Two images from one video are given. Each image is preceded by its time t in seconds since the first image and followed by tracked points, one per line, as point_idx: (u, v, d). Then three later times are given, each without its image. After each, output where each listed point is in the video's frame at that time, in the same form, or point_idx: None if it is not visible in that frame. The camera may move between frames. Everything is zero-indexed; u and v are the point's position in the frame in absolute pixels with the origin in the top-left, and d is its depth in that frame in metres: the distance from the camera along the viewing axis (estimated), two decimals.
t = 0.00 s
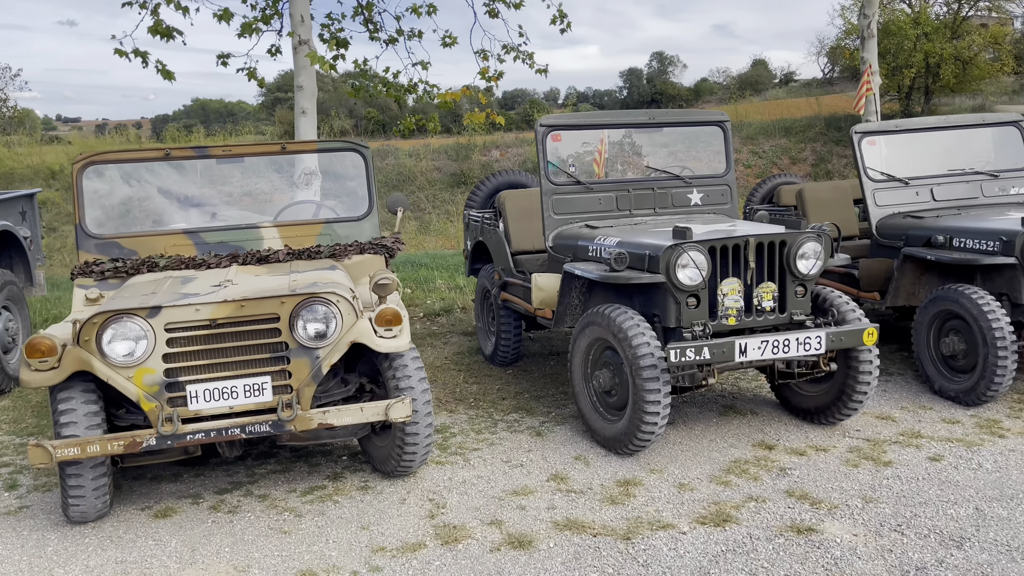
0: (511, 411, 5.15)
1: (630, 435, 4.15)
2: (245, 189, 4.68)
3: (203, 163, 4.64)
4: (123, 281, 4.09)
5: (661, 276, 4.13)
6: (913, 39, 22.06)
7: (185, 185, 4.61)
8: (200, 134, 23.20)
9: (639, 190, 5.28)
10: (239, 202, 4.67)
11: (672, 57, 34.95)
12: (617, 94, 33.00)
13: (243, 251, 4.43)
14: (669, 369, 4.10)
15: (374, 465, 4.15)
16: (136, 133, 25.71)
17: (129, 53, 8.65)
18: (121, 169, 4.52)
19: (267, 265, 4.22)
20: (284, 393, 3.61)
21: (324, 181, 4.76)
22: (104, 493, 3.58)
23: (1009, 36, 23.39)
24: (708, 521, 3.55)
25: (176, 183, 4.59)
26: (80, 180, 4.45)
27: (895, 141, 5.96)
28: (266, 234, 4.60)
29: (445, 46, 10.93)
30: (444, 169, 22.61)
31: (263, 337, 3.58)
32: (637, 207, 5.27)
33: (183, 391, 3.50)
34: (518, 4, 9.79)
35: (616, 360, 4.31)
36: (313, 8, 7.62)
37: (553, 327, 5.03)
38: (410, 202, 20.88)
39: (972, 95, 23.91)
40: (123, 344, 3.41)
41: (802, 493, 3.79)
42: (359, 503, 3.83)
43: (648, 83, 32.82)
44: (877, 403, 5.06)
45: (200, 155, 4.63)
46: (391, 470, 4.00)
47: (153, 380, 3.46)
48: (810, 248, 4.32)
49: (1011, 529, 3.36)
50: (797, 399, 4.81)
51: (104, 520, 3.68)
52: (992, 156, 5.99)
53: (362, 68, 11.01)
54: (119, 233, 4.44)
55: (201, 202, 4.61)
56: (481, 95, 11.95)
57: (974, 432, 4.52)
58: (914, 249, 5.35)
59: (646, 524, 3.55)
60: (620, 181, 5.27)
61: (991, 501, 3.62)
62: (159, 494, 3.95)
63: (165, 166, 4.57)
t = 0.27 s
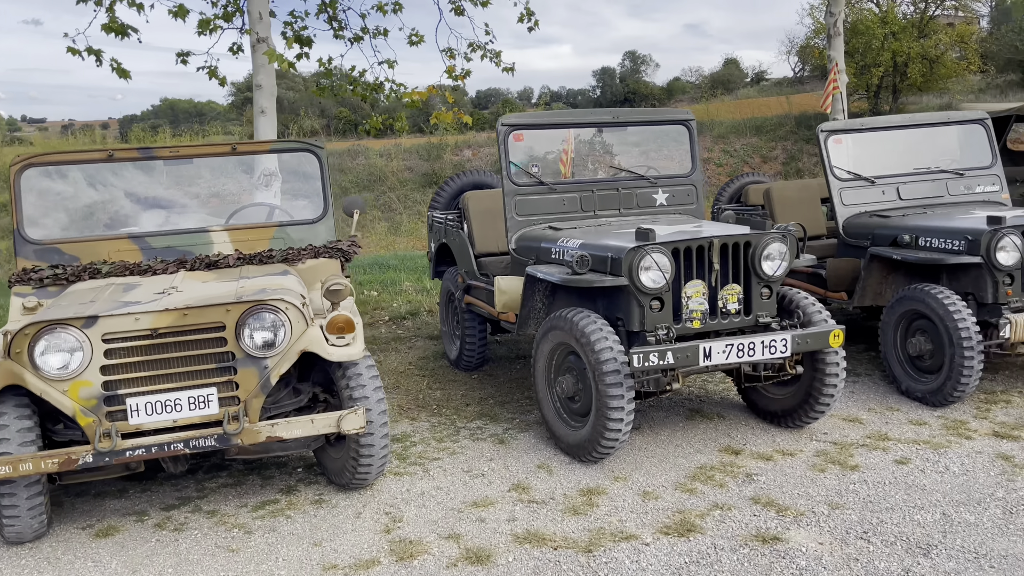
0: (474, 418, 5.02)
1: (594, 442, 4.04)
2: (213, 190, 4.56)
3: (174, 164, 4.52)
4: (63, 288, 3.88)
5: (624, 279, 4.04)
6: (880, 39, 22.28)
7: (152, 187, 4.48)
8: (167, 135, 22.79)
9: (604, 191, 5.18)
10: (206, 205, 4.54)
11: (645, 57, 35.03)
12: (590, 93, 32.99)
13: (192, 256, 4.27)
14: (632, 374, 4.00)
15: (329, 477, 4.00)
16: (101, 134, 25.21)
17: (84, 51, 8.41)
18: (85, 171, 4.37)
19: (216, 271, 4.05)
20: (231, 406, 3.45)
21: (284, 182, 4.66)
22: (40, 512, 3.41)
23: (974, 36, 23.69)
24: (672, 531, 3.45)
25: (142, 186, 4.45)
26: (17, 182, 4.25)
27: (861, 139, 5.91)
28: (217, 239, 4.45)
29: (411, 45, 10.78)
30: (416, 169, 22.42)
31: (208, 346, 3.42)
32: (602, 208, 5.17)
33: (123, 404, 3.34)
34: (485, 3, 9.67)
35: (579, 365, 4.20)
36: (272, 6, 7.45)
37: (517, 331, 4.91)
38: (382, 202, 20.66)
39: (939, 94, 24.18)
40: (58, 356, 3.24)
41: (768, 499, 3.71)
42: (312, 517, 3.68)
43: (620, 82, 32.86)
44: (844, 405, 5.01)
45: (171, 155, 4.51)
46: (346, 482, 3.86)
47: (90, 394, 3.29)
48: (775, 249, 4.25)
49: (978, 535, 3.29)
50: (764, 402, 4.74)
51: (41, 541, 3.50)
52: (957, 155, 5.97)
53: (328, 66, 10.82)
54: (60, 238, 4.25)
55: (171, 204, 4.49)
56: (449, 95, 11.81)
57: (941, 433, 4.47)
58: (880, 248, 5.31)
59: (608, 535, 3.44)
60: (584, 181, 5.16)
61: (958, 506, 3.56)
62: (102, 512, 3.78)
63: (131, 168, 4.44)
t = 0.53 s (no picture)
0: (435, 425, 4.91)
1: (554, 450, 3.95)
2: (181, 193, 4.44)
3: (144, 164, 4.42)
4: None
5: (583, 282, 3.95)
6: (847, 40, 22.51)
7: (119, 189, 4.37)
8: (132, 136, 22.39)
9: (566, 193, 5.09)
10: (173, 207, 4.43)
11: (617, 58, 35.10)
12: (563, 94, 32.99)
13: (136, 262, 4.12)
14: (593, 380, 3.91)
15: (280, 490, 3.87)
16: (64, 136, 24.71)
17: (37, 50, 8.19)
18: (49, 176, 4.27)
19: (162, 276, 3.90)
20: (173, 418, 3.31)
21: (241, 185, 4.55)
22: None
23: (938, 37, 24.01)
24: (632, 541, 3.37)
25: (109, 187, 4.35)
26: None
27: (825, 139, 5.89)
28: (163, 243, 4.31)
29: (377, 44, 10.65)
30: (387, 170, 22.23)
31: (148, 357, 3.27)
32: (564, 210, 5.08)
33: (57, 419, 3.18)
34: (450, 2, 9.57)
35: (539, 371, 4.10)
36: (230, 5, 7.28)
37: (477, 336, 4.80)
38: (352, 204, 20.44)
39: (905, 95, 24.48)
40: None
41: (730, 506, 3.64)
42: (261, 532, 3.54)
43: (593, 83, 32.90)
44: (809, 407, 4.97)
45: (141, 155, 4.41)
46: (297, 495, 3.73)
47: (22, 408, 3.13)
48: (737, 251, 4.19)
49: (940, 540, 3.24)
50: (728, 406, 4.68)
51: None
52: (920, 155, 5.97)
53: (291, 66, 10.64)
54: None
55: (138, 207, 4.38)
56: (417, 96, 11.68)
57: (904, 436, 4.44)
58: (844, 249, 5.28)
59: (567, 547, 3.35)
60: (545, 183, 5.06)
61: (920, 511, 3.51)
62: (40, 530, 3.61)
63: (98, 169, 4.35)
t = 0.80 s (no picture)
0: (388, 434, 4.77)
1: (506, 460, 3.84)
2: (144, 195, 4.32)
3: (108, 164, 4.31)
4: None
5: (535, 287, 3.84)
6: (813, 43, 22.72)
7: (83, 190, 4.26)
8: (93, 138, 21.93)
9: (522, 195, 4.98)
10: (137, 210, 4.31)
11: (587, 60, 35.15)
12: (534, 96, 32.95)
13: (67, 268, 3.95)
14: (545, 388, 3.80)
15: (221, 505, 3.71)
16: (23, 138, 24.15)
17: None
18: None
19: (96, 283, 3.73)
20: (100, 433, 3.15)
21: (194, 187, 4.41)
22: None
23: (902, 41, 24.34)
24: (583, 554, 3.26)
25: (73, 188, 4.23)
26: None
27: (785, 141, 5.85)
28: (98, 248, 4.15)
29: (339, 45, 10.48)
30: (356, 173, 22.00)
31: (73, 368, 3.11)
32: (520, 212, 4.96)
33: None
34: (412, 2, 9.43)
35: (491, 378, 3.99)
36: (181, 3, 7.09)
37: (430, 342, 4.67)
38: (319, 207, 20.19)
39: (871, 97, 24.75)
40: None
41: (685, 516, 3.55)
42: (197, 551, 3.39)
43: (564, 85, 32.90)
44: (768, 412, 4.91)
45: (106, 155, 4.28)
46: (237, 511, 3.58)
47: None
48: (692, 254, 4.11)
49: (895, 549, 3.18)
50: (686, 411, 4.60)
51: None
52: (879, 157, 5.95)
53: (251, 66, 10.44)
54: None
55: (103, 209, 4.27)
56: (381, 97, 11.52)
57: (862, 441, 4.39)
58: (803, 251, 5.24)
59: (516, 562, 3.23)
60: (501, 185, 4.95)
61: (876, 518, 3.45)
62: None
63: (62, 168, 4.23)
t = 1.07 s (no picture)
0: (335, 448, 4.63)
1: (451, 476, 3.72)
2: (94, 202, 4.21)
3: (69, 168, 4.20)
4: None
5: (482, 297, 3.73)
6: (779, 48, 22.91)
7: (44, 193, 4.15)
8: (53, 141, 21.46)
9: (474, 202, 4.86)
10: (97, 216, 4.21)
11: (558, 64, 35.18)
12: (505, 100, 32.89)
13: None
14: (492, 401, 3.69)
15: (152, 527, 3.56)
16: None
17: None
18: None
19: (19, 295, 3.56)
20: (15, 455, 2.98)
21: (142, 192, 4.29)
22: None
23: (867, 47, 24.64)
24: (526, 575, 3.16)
25: (33, 191, 4.12)
26: None
27: (741, 147, 5.81)
28: (23, 258, 3.99)
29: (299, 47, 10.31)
30: (323, 176, 21.74)
31: None
32: (472, 220, 4.85)
33: None
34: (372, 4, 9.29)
35: (437, 391, 3.86)
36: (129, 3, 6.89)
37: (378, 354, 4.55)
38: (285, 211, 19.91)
39: (837, 102, 25.00)
40: None
41: (633, 533, 3.46)
42: None
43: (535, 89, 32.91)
44: (723, 422, 4.85)
45: (34, 161, 4.12)
46: (168, 533, 3.42)
47: None
48: (643, 263, 4.04)
49: (844, 565, 3.12)
50: (640, 422, 4.52)
51: None
52: (835, 163, 5.93)
53: (209, 68, 10.22)
54: None
55: (65, 213, 4.17)
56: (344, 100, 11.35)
57: (816, 451, 4.34)
58: (759, 258, 5.20)
59: None
60: (452, 191, 4.83)
61: (826, 533, 3.39)
62: None
63: (18, 171, 4.11)
